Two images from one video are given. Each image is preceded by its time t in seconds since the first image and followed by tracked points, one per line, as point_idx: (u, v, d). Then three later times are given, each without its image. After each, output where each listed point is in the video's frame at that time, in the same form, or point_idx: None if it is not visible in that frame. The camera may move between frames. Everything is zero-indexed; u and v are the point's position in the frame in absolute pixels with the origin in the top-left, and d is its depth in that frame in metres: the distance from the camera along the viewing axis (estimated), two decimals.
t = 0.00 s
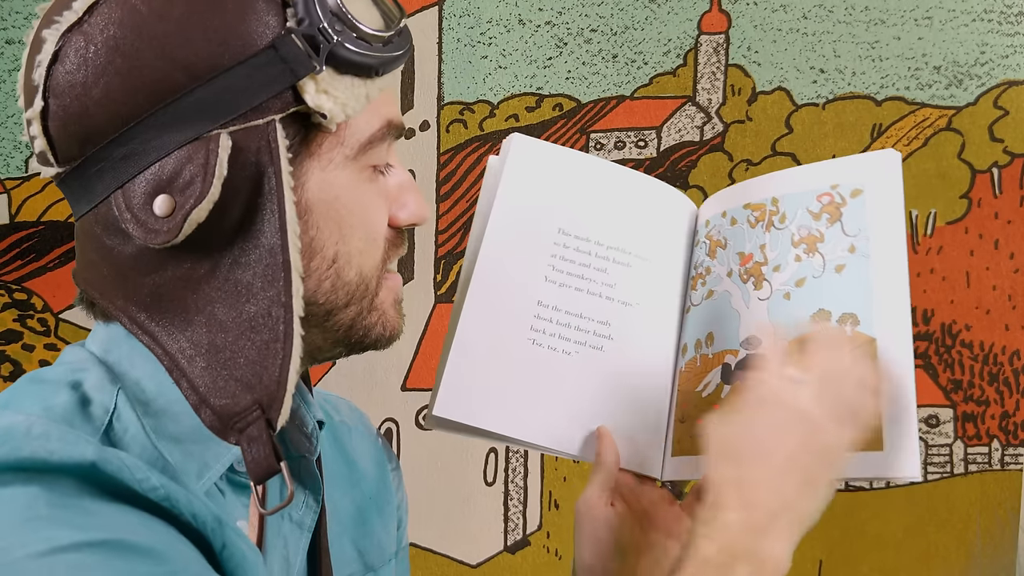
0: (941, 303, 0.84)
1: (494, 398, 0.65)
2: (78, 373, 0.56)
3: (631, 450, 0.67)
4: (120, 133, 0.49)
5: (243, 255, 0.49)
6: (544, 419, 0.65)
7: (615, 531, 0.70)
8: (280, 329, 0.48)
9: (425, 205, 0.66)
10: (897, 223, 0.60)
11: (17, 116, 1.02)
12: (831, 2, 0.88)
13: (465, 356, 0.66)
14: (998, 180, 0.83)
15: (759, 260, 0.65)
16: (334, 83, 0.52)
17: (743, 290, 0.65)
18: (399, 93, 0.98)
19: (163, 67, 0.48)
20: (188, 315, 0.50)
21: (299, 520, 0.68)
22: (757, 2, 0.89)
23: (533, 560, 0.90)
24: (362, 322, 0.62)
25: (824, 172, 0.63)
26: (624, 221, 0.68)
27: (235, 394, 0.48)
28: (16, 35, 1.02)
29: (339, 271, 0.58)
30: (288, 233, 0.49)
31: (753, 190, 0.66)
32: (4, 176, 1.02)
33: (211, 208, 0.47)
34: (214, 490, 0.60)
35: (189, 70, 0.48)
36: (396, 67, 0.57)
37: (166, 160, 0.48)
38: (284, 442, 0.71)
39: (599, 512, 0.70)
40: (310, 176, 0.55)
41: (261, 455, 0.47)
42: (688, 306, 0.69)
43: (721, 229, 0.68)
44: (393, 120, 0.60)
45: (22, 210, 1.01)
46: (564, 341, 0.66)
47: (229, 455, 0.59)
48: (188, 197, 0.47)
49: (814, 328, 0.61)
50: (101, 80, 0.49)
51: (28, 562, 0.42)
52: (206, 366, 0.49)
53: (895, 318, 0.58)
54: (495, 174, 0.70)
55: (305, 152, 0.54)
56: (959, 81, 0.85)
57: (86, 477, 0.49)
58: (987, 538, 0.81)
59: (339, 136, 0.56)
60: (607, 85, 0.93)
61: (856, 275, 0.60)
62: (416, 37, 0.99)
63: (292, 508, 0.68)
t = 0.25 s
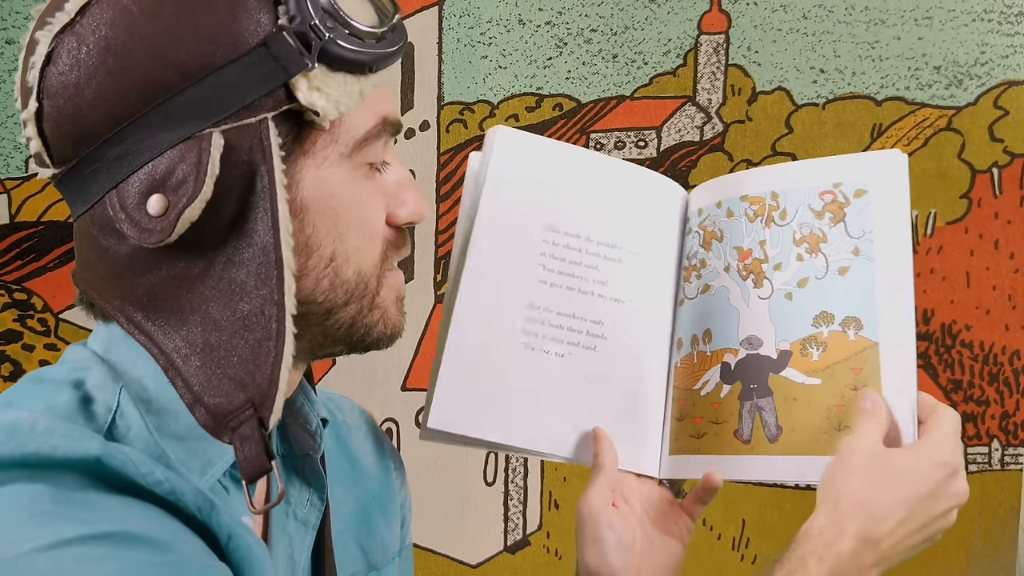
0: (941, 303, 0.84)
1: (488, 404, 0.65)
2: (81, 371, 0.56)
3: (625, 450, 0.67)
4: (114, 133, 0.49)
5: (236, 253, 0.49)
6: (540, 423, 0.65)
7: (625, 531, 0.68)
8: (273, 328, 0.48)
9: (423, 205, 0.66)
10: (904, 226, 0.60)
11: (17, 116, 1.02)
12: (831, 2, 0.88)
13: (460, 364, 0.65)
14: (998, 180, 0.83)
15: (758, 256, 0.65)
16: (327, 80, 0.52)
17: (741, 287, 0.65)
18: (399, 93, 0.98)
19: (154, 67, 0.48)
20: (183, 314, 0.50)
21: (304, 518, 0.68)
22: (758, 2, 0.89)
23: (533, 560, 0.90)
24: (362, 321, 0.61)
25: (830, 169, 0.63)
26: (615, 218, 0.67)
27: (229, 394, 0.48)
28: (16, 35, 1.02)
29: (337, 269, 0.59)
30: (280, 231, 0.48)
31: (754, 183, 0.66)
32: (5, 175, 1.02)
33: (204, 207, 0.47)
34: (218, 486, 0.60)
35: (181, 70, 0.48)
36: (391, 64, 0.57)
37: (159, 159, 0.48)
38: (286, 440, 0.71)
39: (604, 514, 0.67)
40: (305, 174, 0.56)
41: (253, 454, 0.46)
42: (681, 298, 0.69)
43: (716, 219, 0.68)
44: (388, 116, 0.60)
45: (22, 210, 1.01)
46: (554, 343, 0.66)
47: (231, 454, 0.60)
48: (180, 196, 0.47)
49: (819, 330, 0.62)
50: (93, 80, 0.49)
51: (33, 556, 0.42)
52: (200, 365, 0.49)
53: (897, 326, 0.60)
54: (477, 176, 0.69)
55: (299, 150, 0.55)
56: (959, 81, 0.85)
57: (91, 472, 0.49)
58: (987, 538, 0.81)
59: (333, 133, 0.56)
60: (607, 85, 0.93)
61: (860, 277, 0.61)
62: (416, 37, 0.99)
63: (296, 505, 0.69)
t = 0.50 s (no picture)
0: (941, 303, 0.84)
1: (479, 412, 0.65)
2: (82, 372, 0.55)
3: (620, 450, 0.66)
4: (122, 126, 0.49)
5: (236, 252, 0.49)
6: (532, 429, 0.65)
7: (619, 534, 0.67)
8: (268, 329, 0.48)
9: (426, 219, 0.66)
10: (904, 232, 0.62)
11: (17, 116, 1.03)
12: (831, 2, 0.88)
13: (447, 372, 0.66)
14: (998, 180, 0.83)
15: (758, 259, 0.65)
16: (337, 87, 0.52)
17: (741, 288, 0.65)
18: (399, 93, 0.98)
19: (168, 64, 0.49)
20: (178, 309, 0.49)
21: (303, 519, 0.68)
22: (757, 2, 0.89)
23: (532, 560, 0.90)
24: (363, 329, 0.61)
25: (831, 177, 0.65)
26: (598, 221, 0.67)
27: (221, 392, 0.48)
28: (16, 35, 1.02)
29: (339, 274, 0.58)
30: (282, 233, 0.48)
31: (752, 186, 0.66)
32: (4, 175, 1.02)
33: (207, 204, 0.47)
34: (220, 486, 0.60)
35: (193, 67, 0.49)
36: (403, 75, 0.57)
37: (165, 154, 0.48)
38: (285, 441, 0.72)
39: (599, 518, 0.67)
40: (310, 179, 0.56)
41: (245, 453, 0.47)
42: (676, 297, 0.68)
43: (711, 220, 0.67)
44: (396, 126, 0.60)
45: (22, 210, 1.01)
46: (543, 350, 0.66)
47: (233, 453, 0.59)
48: (185, 192, 0.47)
49: (820, 334, 0.63)
50: (106, 73, 0.49)
51: (37, 558, 0.42)
52: (193, 362, 0.49)
53: (896, 330, 0.61)
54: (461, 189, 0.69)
55: (305, 154, 0.55)
56: (959, 81, 0.85)
57: (94, 474, 0.49)
58: (987, 538, 0.81)
59: (340, 140, 0.56)
60: (607, 85, 0.93)
61: (860, 282, 0.62)
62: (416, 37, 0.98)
63: (295, 506, 0.69)
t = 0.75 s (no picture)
0: (941, 303, 0.84)
1: (479, 413, 0.65)
2: (77, 375, 0.54)
3: (620, 453, 0.66)
4: (115, 109, 0.50)
5: (216, 230, 0.47)
6: (532, 430, 0.65)
7: (619, 535, 0.67)
8: (245, 307, 0.46)
9: (422, 224, 0.66)
10: (901, 233, 0.62)
11: (17, 116, 1.03)
12: (831, 2, 0.88)
13: (448, 373, 0.66)
14: (998, 180, 0.84)
15: (757, 260, 0.65)
16: (328, 75, 0.52)
17: (740, 290, 0.65)
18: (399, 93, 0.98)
19: (162, 48, 0.50)
20: (157, 289, 0.48)
21: (300, 520, 0.69)
22: (757, 2, 0.89)
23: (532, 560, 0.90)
24: (349, 331, 0.61)
25: (828, 178, 0.65)
26: (598, 222, 0.67)
27: (195, 372, 0.46)
28: (17, 36, 1.02)
29: (326, 269, 0.58)
30: (263, 212, 0.47)
31: (749, 187, 0.66)
32: (4, 176, 1.02)
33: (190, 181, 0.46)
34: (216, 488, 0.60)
35: (186, 51, 0.49)
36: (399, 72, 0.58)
37: (154, 135, 0.48)
38: (282, 442, 0.71)
39: (599, 519, 0.67)
40: (299, 168, 0.56)
41: (213, 433, 0.44)
42: (675, 298, 0.68)
43: (710, 221, 0.67)
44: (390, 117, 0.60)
45: (22, 210, 1.01)
46: (544, 351, 0.66)
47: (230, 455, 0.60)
48: (169, 168, 0.46)
49: (819, 335, 0.63)
50: (104, 57, 0.51)
51: (35, 562, 0.43)
52: (170, 342, 0.47)
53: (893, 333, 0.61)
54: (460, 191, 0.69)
55: (296, 142, 0.55)
56: (959, 81, 0.85)
57: (91, 478, 0.49)
58: (987, 538, 0.81)
59: (330, 130, 0.56)
60: (607, 85, 0.93)
61: (859, 284, 0.62)
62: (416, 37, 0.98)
63: (292, 507, 0.69)
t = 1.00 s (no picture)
0: (941, 303, 0.84)
1: (483, 417, 0.65)
2: (71, 376, 0.55)
3: (625, 461, 0.66)
4: (97, 104, 0.51)
5: (194, 217, 0.47)
6: (537, 434, 0.65)
7: (626, 541, 0.67)
8: (225, 291, 0.46)
9: (422, 207, 0.65)
10: (902, 229, 0.62)
11: (17, 116, 1.03)
12: (831, 2, 0.88)
13: (453, 376, 0.66)
14: (998, 180, 0.84)
15: (759, 260, 0.65)
16: (305, 59, 0.53)
17: (743, 291, 0.65)
18: (399, 93, 0.98)
19: (140, 40, 0.50)
20: (142, 280, 0.48)
21: (297, 519, 0.69)
22: (757, 2, 0.89)
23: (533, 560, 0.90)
24: (331, 324, 0.60)
25: (828, 177, 0.65)
26: (601, 223, 0.67)
27: (183, 356, 0.46)
28: (16, 36, 1.02)
29: (311, 256, 0.58)
30: (240, 194, 0.47)
31: (751, 188, 0.66)
32: (4, 176, 1.02)
33: (167, 168, 0.46)
34: (210, 490, 0.60)
35: (163, 42, 0.50)
36: (380, 56, 0.59)
37: (133, 128, 0.49)
38: (278, 441, 0.71)
39: (605, 523, 0.67)
40: (281, 154, 0.56)
41: (200, 416, 0.44)
42: (678, 299, 0.69)
43: (712, 222, 0.67)
44: (374, 98, 0.59)
45: (22, 210, 1.01)
46: (548, 354, 0.66)
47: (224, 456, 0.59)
48: (148, 158, 0.47)
49: (822, 336, 0.63)
50: (83, 53, 0.51)
51: (24, 569, 0.42)
52: (157, 332, 0.46)
53: (896, 331, 0.60)
54: (462, 193, 0.69)
55: (275, 129, 0.55)
56: (959, 81, 0.85)
57: (81, 482, 0.49)
58: (987, 538, 0.81)
59: (310, 115, 0.56)
60: (607, 85, 0.93)
61: (861, 282, 0.62)
62: (415, 37, 0.98)
63: (289, 507, 0.69)
